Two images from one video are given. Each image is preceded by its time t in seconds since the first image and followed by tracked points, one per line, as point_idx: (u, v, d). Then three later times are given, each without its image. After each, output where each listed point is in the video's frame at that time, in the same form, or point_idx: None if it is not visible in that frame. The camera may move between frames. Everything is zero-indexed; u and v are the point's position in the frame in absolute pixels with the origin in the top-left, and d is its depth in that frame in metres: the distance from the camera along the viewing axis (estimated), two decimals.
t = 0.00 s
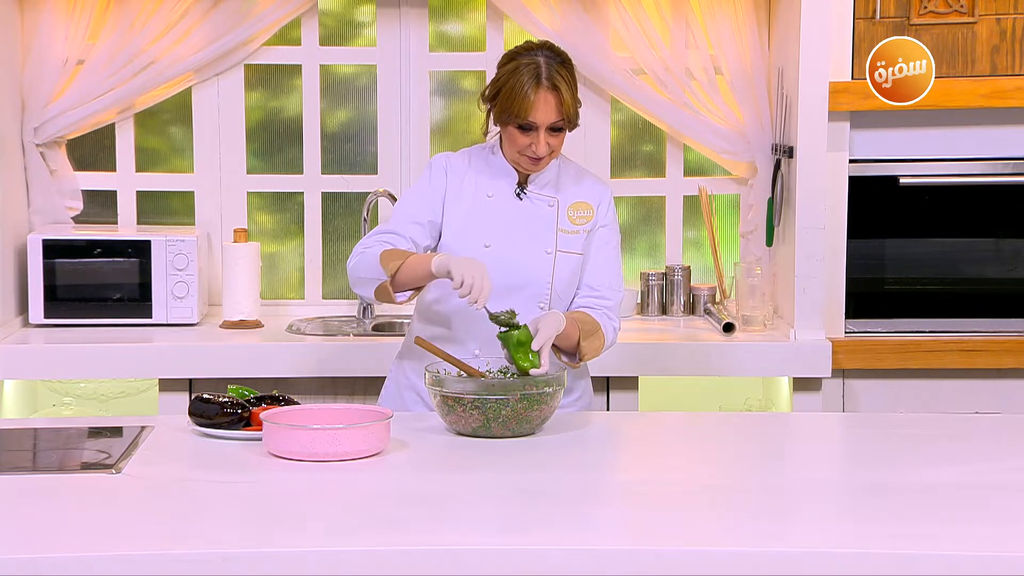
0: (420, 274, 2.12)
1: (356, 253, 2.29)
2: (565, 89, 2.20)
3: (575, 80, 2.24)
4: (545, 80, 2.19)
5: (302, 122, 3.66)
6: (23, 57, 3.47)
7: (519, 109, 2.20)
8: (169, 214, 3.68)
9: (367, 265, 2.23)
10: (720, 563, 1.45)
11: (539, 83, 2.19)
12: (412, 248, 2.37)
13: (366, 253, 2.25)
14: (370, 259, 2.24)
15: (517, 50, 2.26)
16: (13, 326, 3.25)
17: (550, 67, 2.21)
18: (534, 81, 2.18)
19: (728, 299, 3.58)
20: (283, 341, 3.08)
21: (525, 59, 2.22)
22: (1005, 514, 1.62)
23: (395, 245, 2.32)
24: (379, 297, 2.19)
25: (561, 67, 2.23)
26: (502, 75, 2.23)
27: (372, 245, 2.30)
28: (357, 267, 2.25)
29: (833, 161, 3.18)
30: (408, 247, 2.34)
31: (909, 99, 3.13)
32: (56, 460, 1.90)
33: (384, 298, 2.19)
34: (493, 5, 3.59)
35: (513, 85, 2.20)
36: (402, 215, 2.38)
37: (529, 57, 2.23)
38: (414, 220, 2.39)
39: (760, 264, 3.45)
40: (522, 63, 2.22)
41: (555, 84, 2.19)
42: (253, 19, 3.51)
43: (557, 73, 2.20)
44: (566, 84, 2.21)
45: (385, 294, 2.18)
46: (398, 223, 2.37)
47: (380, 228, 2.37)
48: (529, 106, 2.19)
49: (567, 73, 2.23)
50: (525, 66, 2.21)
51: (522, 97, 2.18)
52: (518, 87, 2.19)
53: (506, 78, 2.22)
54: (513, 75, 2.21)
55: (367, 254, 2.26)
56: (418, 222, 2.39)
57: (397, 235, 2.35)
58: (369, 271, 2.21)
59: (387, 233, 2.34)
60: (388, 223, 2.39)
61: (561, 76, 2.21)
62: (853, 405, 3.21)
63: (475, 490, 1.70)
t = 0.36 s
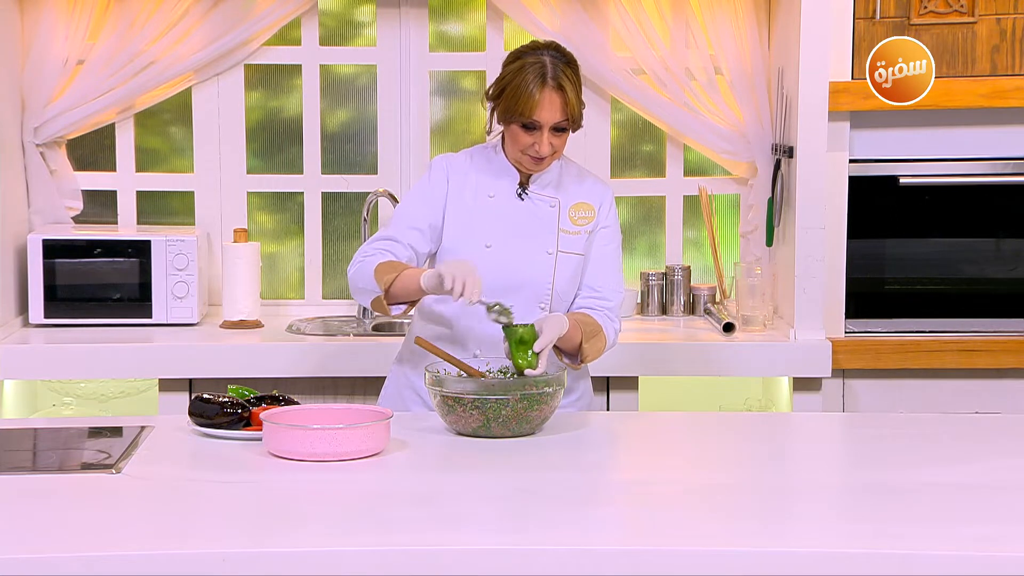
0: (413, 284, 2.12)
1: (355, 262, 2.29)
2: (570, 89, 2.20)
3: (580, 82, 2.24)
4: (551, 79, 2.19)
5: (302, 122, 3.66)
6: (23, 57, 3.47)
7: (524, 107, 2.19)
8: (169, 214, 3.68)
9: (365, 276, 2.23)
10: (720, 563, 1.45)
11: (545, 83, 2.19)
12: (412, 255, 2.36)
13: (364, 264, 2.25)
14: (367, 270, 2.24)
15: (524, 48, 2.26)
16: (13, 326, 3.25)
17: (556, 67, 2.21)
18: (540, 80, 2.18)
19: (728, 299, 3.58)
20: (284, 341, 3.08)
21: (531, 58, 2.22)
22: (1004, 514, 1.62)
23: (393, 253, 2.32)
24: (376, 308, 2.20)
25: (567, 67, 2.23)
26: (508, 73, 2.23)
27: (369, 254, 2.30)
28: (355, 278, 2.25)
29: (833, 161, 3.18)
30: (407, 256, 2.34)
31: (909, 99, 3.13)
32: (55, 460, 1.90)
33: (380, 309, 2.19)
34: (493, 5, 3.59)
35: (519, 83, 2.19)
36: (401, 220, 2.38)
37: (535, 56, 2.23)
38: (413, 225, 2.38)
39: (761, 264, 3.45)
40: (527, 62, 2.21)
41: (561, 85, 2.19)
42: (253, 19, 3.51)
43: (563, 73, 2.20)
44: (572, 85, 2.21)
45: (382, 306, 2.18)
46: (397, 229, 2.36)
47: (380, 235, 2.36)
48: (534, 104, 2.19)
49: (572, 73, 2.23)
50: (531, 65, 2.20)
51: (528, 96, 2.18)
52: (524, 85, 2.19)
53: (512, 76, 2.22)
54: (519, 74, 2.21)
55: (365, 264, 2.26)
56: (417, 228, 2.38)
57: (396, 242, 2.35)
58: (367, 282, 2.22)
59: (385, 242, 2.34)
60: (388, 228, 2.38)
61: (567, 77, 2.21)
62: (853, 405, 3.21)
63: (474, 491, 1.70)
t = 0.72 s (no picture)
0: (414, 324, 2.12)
1: (360, 261, 2.28)
2: (563, 92, 2.19)
3: (573, 82, 2.23)
4: (543, 82, 2.19)
5: (302, 122, 3.66)
6: (23, 57, 3.47)
7: (517, 111, 2.20)
8: (169, 214, 3.68)
9: (375, 276, 2.21)
10: (720, 563, 1.45)
11: (537, 86, 2.18)
12: (417, 256, 2.36)
13: (373, 266, 2.24)
14: (376, 272, 2.23)
15: (517, 50, 2.25)
16: (13, 326, 3.25)
17: (548, 69, 2.21)
18: (532, 84, 2.18)
19: (728, 299, 3.58)
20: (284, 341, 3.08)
21: (524, 61, 2.22)
22: (1004, 514, 1.62)
23: (400, 255, 2.31)
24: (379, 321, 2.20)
25: (560, 69, 2.23)
26: (502, 77, 2.23)
27: (378, 258, 2.27)
28: (362, 279, 2.23)
29: (833, 161, 3.18)
30: (414, 257, 2.34)
31: (910, 99, 3.13)
32: (55, 460, 1.90)
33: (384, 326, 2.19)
34: (493, 5, 3.59)
35: (510, 87, 2.20)
36: (407, 221, 2.37)
37: (528, 59, 2.23)
38: (419, 226, 2.37)
39: (761, 264, 3.44)
40: (521, 65, 2.22)
41: (553, 87, 2.19)
42: (253, 19, 3.51)
43: (555, 76, 2.20)
44: (564, 87, 2.20)
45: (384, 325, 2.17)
46: (403, 229, 2.35)
47: (385, 235, 2.35)
48: (527, 108, 2.19)
49: (565, 75, 2.23)
50: (523, 68, 2.21)
51: (520, 100, 2.19)
52: (516, 89, 2.19)
53: (505, 79, 2.22)
54: (512, 77, 2.21)
55: (373, 266, 2.25)
56: (423, 228, 2.38)
57: (403, 243, 2.34)
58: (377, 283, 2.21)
59: (391, 242, 2.33)
60: (392, 227, 2.37)
61: (559, 79, 2.20)
62: (853, 405, 3.21)
63: (474, 491, 1.70)
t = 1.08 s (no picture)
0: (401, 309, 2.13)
1: (354, 261, 2.29)
2: (560, 90, 2.20)
3: (570, 81, 2.24)
4: (541, 80, 2.19)
5: (302, 122, 3.66)
6: (23, 57, 3.47)
7: (515, 109, 2.19)
8: (169, 214, 3.68)
9: (365, 275, 2.23)
10: (720, 563, 1.45)
11: (534, 84, 2.18)
12: (411, 255, 2.37)
13: (364, 264, 2.25)
14: (367, 270, 2.24)
15: (514, 50, 2.26)
16: (13, 326, 3.25)
17: (545, 68, 2.21)
18: (529, 82, 2.18)
19: (728, 299, 3.58)
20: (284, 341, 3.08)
21: (521, 60, 2.22)
22: (1004, 514, 1.62)
23: (393, 253, 2.32)
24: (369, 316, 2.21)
25: (557, 67, 2.23)
26: (498, 76, 2.23)
27: (368, 256, 2.29)
28: (353, 276, 2.25)
29: (833, 161, 3.18)
30: (407, 256, 2.35)
31: (910, 99, 3.13)
32: (55, 460, 1.90)
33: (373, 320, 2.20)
34: (493, 5, 3.59)
35: (507, 86, 2.20)
36: (401, 221, 2.38)
37: (524, 58, 2.23)
38: (412, 225, 2.39)
39: (760, 264, 3.45)
40: (517, 64, 2.22)
41: (551, 85, 2.19)
42: (253, 19, 3.51)
43: (552, 74, 2.20)
44: (561, 84, 2.20)
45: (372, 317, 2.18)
46: (396, 229, 2.37)
47: (378, 235, 2.37)
48: (524, 106, 2.19)
49: (562, 73, 2.23)
50: (521, 67, 2.21)
51: (517, 98, 2.18)
52: (513, 87, 2.19)
53: (502, 78, 2.22)
54: (509, 76, 2.21)
55: (364, 264, 2.26)
56: (416, 228, 2.39)
57: (396, 242, 2.35)
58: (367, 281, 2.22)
59: (384, 242, 2.34)
60: (387, 228, 2.39)
61: (556, 77, 2.20)
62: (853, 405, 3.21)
63: (475, 491, 1.70)
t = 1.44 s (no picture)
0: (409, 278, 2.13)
1: (352, 256, 2.30)
2: (563, 89, 2.20)
3: (572, 80, 2.24)
4: (543, 78, 2.19)
5: (302, 122, 3.65)
6: (23, 57, 3.47)
7: (518, 108, 2.19)
8: (169, 214, 3.68)
9: (364, 268, 2.23)
10: (720, 563, 1.45)
11: (537, 82, 2.18)
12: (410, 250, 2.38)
13: (363, 255, 2.25)
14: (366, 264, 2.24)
15: (516, 48, 2.26)
16: (13, 326, 3.25)
17: (548, 66, 2.21)
18: (532, 80, 2.18)
19: (728, 299, 3.58)
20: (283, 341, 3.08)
21: (523, 58, 2.22)
22: (1004, 514, 1.62)
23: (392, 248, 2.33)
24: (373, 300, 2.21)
25: (559, 66, 2.23)
26: (500, 74, 2.23)
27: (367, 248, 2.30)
28: (354, 268, 2.26)
29: (833, 161, 3.18)
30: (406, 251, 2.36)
31: (910, 99, 3.13)
32: (56, 460, 1.90)
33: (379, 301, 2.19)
34: (493, 5, 3.59)
35: (510, 84, 2.19)
36: (400, 217, 2.39)
37: (527, 56, 2.23)
38: (411, 220, 2.39)
39: (761, 264, 3.45)
40: (519, 62, 2.21)
41: (554, 83, 2.19)
42: (253, 19, 3.51)
43: (555, 72, 2.20)
44: (564, 83, 2.21)
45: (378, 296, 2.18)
46: (395, 224, 2.37)
47: (377, 231, 2.37)
48: (528, 104, 2.19)
49: (564, 72, 2.23)
50: (523, 65, 2.20)
51: (520, 96, 2.18)
52: (516, 85, 2.19)
53: (504, 77, 2.22)
54: (511, 74, 2.21)
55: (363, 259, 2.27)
56: (415, 224, 2.40)
57: (395, 237, 2.36)
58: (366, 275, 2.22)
59: (383, 237, 2.34)
60: (386, 224, 2.39)
61: (559, 75, 2.21)
62: (853, 405, 3.21)
63: (475, 491, 1.70)
